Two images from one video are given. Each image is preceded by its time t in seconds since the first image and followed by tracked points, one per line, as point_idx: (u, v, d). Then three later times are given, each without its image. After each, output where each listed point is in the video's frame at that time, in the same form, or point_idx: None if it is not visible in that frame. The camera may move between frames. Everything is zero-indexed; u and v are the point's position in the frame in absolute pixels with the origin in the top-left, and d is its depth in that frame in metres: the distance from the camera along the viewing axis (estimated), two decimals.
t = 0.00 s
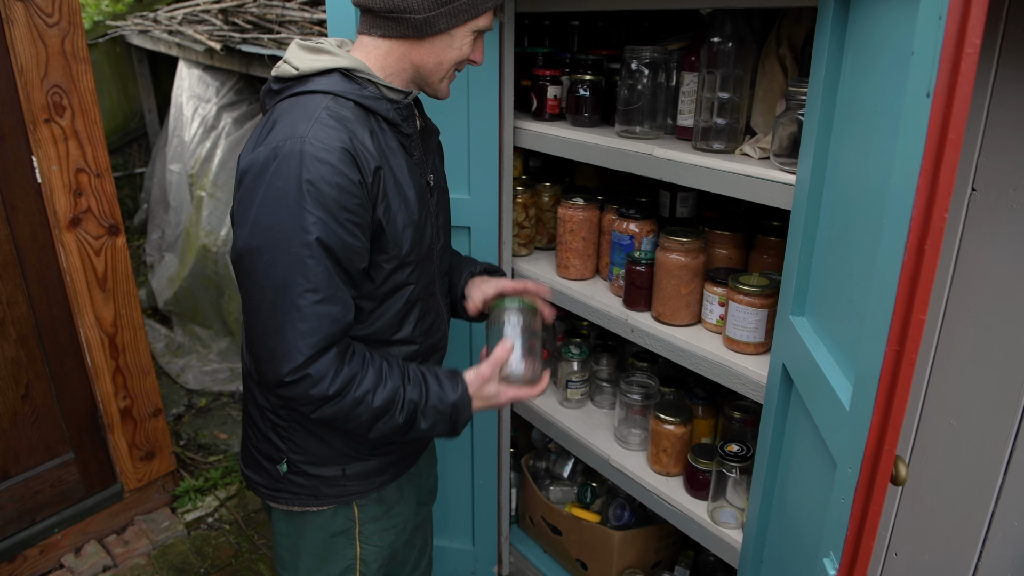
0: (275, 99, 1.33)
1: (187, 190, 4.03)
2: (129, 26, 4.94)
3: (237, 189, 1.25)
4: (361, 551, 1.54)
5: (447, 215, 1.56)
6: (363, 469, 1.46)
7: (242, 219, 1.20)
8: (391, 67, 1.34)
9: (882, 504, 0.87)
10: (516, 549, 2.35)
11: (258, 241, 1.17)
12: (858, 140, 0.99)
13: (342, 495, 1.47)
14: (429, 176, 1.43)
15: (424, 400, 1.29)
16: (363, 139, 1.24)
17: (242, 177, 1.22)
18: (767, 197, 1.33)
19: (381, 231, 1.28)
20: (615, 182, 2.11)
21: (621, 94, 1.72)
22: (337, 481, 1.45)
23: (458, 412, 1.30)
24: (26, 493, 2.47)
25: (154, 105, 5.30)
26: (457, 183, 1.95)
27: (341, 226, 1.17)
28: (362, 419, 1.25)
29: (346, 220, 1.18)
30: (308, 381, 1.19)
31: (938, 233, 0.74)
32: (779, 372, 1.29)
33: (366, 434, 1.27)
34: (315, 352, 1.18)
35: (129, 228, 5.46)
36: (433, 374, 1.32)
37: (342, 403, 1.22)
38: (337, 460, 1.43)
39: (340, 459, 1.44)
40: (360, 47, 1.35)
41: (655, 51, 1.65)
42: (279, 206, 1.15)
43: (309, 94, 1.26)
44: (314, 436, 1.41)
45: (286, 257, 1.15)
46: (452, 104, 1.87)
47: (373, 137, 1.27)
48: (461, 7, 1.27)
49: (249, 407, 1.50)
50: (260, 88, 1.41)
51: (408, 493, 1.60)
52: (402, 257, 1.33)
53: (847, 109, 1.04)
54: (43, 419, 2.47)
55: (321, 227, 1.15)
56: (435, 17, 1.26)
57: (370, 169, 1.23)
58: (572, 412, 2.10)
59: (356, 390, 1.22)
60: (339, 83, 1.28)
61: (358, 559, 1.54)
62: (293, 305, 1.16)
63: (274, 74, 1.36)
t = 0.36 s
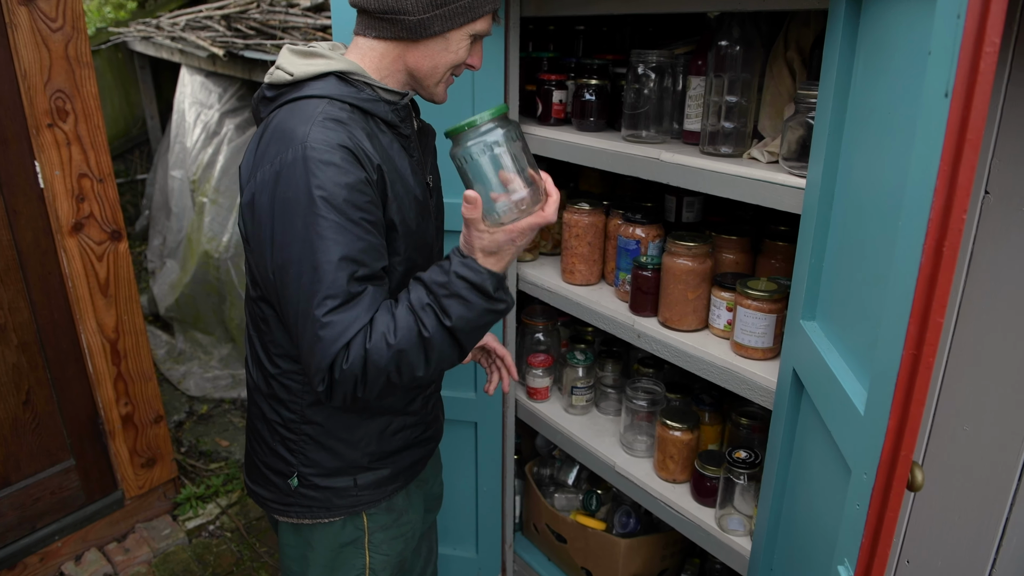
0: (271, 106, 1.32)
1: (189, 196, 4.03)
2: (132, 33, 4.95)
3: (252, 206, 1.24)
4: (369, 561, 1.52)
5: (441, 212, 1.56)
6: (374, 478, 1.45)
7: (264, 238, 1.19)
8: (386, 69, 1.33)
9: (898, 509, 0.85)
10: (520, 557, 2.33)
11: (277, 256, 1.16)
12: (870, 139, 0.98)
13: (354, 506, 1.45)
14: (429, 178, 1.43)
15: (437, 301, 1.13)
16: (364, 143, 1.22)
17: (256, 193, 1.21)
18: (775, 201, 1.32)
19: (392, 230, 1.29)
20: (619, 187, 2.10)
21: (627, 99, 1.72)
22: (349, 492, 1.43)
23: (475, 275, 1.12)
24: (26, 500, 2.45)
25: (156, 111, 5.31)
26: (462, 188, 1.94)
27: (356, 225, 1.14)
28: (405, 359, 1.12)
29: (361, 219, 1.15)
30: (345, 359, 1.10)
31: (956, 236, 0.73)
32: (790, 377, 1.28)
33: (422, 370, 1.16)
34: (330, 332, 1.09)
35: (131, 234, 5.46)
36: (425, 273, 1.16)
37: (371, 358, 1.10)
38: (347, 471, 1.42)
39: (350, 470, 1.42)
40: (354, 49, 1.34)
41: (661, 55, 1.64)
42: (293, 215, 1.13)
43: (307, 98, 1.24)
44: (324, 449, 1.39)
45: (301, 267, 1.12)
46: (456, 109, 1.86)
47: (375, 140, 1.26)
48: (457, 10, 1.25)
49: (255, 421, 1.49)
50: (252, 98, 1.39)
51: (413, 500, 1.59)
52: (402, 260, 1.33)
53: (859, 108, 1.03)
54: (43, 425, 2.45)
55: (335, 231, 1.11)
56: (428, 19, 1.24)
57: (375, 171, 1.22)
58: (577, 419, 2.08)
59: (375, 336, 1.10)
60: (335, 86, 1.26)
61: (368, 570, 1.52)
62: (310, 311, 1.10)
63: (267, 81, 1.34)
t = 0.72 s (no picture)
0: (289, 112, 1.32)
1: (191, 207, 4.03)
2: (135, 45, 4.98)
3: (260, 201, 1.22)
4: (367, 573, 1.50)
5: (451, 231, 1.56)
6: (370, 488, 1.43)
7: (264, 237, 1.16)
8: (402, 79, 1.34)
9: (908, 517, 0.84)
10: (522, 569, 2.31)
11: (283, 254, 1.14)
12: (875, 151, 0.98)
13: (348, 516, 1.43)
14: (439, 193, 1.43)
15: (431, 427, 1.31)
16: (384, 152, 1.24)
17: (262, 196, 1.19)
18: (780, 209, 1.32)
19: (398, 244, 1.27)
20: (622, 196, 2.10)
21: (631, 108, 1.72)
22: (345, 500, 1.42)
23: (460, 440, 1.35)
24: (25, 511, 2.44)
25: (158, 123, 5.33)
26: (464, 197, 1.94)
27: (365, 237, 1.17)
28: (375, 445, 1.26)
29: (369, 230, 1.17)
30: (338, 404, 1.19)
31: (965, 238, 0.72)
32: (795, 386, 1.27)
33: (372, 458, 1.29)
34: (344, 372, 1.17)
35: (133, 246, 5.46)
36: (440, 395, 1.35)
37: (365, 425, 1.23)
38: (343, 480, 1.40)
39: (346, 478, 1.41)
40: (372, 60, 1.35)
41: (664, 63, 1.64)
42: (303, 219, 1.13)
43: (329, 106, 1.25)
44: (320, 456, 1.38)
45: (313, 270, 1.13)
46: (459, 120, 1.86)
47: (391, 150, 1.27)
48: (469, 15, 1.27)
49: (250, 425, 1.47)
50: (270, 100, 1.40)
51: (412, 511, 1.58)
52: (410, 269, 1.32)
53: (865, 122, 1.03)
54: (44, 436, 2.44)
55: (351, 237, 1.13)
56: (441, 25, 1.26)
57: (391, 181, 1.23)
58: (580, 429, 2.07)
59: (377, 417, 1.23)
60: (357, 95, 1.27)
61: None
62: (325, 318, 1.14)
63: (286, 86, 1.34)
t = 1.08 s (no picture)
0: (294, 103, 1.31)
1: (190, 213, 4.02)
2: (136, 51, 4.98)
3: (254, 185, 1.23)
4: None
5: (457, 237, 1.53)
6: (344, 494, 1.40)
7: (252, 219, 1.16)
8: (408, 83, 1.33)
9: (915, 520, 0.82)
10: None
11: (271, 235, 1.13)
12: (878, 147, 0.96)
13: (319, 519, 1.40)
14: (442, 198, 1.40)
15: (409, 459, 1.29)
16: (380, 144, 1.22)
17: (255, 179, 1.19)
18: (781, 209, 1.30)
19: (391, 237, 1.25)
20: (622, 199, 2.08)
21: (630, 109, 1.71)
22: (315, 503, 1.38)
23: (432, 486, 1.32)
24: (19, 517, 2.41)
25: (158, 129, 5.32)
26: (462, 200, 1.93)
27: (354, 223, 1.15)
28: (347, 455, 1.23)
29: (361, 218, 1.16)
30: (323, 392, 1.17)
31: (973, 232, 0.70)
32: (797, 389, 1.24)
33: (341, 471, 1.24)
34: (335, 359, 1.16)
35: (132, 251, 5.44)
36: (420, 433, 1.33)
37: (346, 426, 1.20)
38: (316, 482, 1.37)
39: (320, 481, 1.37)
40: (383, 58, 1.34)
41: (664, 63, 1.63)
42: (294, 201, 1.12)
43: (331, 96, 1.25)
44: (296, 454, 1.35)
45: (301, 253, 1.12)
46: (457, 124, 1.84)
47: (391, 144, 1.25)
48: (458, 4, 1.23)
49: (231, 417, 1.44)
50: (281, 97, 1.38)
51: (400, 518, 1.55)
52: (405, 271, 1.29)
53: (869, 116, 1.00)
54: (38, 441, 2.42)
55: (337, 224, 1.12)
56: (432, 21, 1.24)
57: (385, 172, 1.21)
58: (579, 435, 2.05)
59: (360, 420, 1.21)
60: (361, 89, 1.26)
61: None
62: (314, 301, 1.13)
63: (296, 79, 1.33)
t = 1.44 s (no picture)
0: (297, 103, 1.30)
1: (188, 215, 4.01)
2: (135, 54, 4.99)
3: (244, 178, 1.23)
4: None
5: (461, 250, 1.51)
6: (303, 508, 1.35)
7: (236, 213, 1.16)
8: (410, 95, 1.32)
9: (910, 530, 0.80)
10: None
11: (251, 230, 1.13)
12: (874, 149, 0.95)
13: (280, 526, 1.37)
14: (441, 209, 1.38)
15: (340, 504, 1.23)
16: (371, 150, 1.21)
17: (243, 174, 1.19)
18: (777, 211, 1.28)
19: (376, 245, 1.24)
20: (619, 202, 2.06)
21: (625, 111, 1.69)
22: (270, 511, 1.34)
23: (353, 544, 1.25)
24: (13, 521, 2.40)
25: (157, 132, 5.31)
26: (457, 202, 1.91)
27: (337, 228, 1.14)
28: (280, 474, 1.19)
29: (342, 224, 1.15)
30: (277, 395, 1.16)
31: (969, 235, 0.69)
32: (794, 395, 1.23)
33: (270, 490, 1.20)
34: (302, 364, 1.15)
35: (131, 253, 5.43)
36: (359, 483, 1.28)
37: (289, 440, 1.17)
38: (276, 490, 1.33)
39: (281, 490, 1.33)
40: (391, 66, 1.34)
41: (659, 64, 1.61)
42: (277, 200, 1.12)
43: (330, 99, 1.25)
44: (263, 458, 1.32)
45: (277, 252, 1.12)
46: (452, 127, 1.83)
47: (384, 151, 1.24)
48: (464, 22, 1.22)
49: (212, 411, 1.41)
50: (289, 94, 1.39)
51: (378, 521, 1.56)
52: (389, 282, 1.27)
53: (863, 116, 0.99)
54: (33, 445, 2.40)
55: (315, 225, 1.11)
56: (437, 38, 1.23)
57: (372, 180, 1.20)
58: (575, 439, 2.03)
59: (306, 441, 1.18)
60: (361, 94, 1.25)
61: None
62: (284, 303, 1.12)
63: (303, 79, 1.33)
